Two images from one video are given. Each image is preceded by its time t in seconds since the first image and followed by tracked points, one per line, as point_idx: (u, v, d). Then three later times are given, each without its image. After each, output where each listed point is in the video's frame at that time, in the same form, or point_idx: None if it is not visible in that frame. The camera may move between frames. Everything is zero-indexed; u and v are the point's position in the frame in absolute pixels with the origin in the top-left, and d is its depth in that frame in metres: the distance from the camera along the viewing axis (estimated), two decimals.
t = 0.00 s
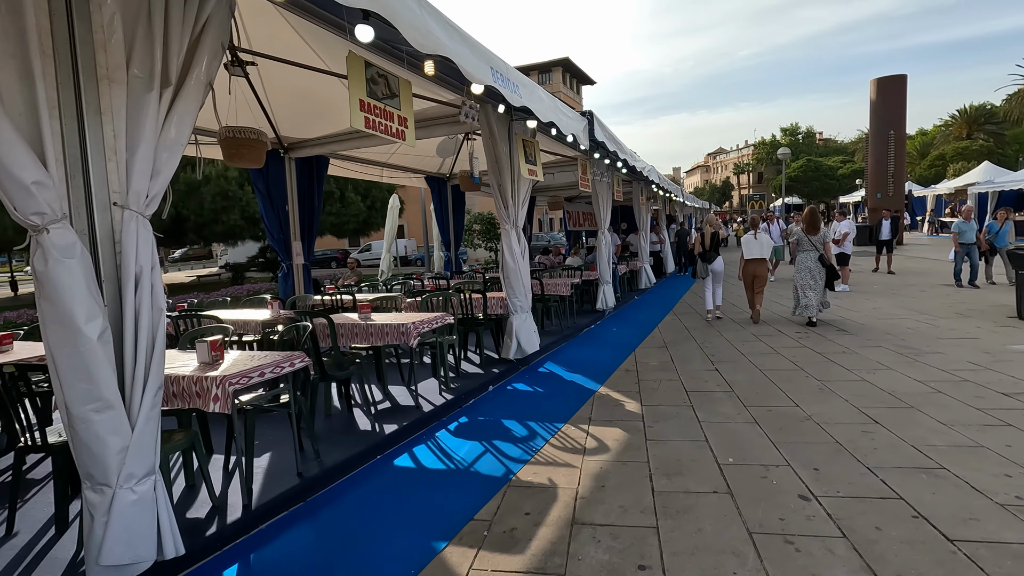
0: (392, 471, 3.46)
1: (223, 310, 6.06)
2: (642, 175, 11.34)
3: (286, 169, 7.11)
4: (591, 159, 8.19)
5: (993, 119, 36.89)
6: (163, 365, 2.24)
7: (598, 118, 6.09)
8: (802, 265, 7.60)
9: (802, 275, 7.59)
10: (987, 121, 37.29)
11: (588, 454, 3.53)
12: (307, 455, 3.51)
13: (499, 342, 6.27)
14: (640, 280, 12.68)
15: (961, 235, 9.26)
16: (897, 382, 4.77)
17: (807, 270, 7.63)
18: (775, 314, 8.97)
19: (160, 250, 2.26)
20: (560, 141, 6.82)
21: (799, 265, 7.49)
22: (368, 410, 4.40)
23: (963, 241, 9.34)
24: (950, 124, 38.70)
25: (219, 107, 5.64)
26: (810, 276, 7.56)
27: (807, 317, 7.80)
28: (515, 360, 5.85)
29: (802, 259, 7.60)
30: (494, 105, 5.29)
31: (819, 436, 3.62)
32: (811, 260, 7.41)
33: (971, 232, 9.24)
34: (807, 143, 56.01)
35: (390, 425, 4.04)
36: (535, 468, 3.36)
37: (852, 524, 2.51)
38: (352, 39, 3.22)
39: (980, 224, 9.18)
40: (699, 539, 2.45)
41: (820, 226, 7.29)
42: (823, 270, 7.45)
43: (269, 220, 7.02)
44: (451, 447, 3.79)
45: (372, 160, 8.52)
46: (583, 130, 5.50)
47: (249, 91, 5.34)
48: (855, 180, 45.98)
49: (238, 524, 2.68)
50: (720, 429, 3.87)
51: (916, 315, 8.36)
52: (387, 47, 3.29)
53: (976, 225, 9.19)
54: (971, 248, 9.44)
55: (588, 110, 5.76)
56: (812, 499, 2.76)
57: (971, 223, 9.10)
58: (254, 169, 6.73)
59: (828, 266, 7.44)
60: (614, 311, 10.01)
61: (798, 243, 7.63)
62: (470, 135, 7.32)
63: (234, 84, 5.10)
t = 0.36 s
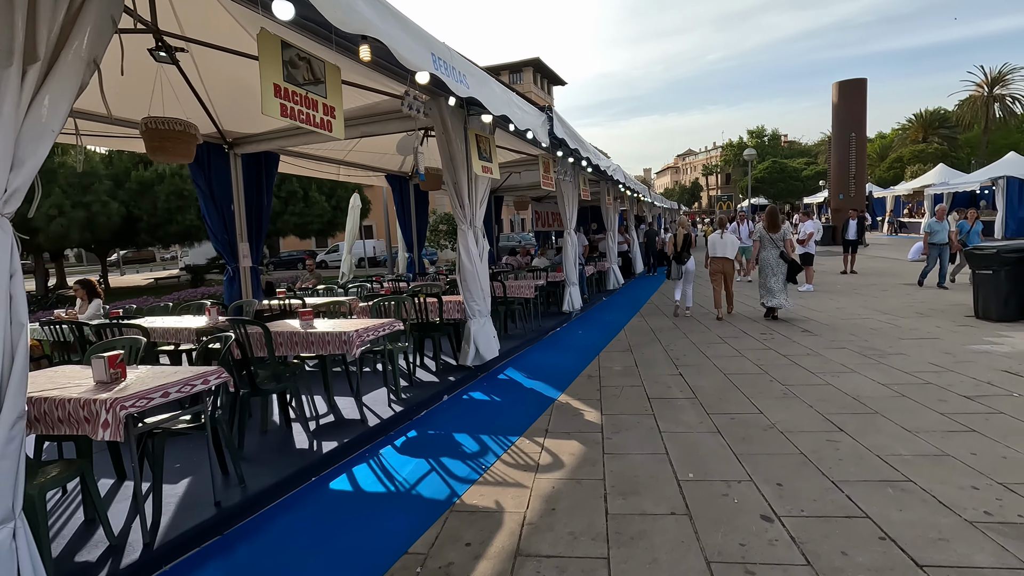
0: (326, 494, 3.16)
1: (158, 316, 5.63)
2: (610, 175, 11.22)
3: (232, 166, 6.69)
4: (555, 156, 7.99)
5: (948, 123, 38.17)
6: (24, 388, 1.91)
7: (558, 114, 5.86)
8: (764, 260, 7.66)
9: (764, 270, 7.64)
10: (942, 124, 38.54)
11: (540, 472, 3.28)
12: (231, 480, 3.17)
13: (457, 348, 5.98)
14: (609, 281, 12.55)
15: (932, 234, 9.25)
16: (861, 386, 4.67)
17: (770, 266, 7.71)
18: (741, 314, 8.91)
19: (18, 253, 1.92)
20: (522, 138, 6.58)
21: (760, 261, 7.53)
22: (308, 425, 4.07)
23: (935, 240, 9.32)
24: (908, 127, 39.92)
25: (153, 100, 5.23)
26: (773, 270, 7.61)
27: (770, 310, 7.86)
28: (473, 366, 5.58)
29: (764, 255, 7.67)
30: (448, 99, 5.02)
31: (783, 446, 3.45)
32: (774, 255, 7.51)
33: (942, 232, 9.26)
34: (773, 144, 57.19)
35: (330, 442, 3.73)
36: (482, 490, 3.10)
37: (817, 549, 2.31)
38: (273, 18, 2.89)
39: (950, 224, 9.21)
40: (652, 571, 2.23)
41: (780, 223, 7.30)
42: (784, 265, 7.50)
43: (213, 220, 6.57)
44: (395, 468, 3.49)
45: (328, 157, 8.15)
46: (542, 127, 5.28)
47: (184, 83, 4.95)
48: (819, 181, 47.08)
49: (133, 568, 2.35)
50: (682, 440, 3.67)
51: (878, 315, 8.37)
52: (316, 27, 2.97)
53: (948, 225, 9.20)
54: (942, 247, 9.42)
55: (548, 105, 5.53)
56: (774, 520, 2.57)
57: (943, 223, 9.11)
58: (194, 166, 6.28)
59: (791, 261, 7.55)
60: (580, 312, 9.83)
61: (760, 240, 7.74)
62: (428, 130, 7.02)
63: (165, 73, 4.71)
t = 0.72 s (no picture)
0: (252, 517, 2.88)
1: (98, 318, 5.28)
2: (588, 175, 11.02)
3: (184, 159, 6.34)
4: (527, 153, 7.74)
5: (927, 127, 38.66)
6: None
7: (527, 109, 5.62)
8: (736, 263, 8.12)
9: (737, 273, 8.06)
10: (922, 128, 39.01)
11: (488, 492, 3.04)
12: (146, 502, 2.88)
13: (419, 352, 5.72)
14: (587, 281, 12.37)
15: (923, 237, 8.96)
16: (834, 394, 4.49)
17: (743, 268, 8.15)
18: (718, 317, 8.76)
19: None
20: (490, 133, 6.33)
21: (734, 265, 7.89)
22: (246, 437, 3.78)
23: (925, 244, 9.04)
24: (889, 130, 40.36)
25: (92, 87, 4.90)
26: (746, 273, 8.10)
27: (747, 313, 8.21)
28: (434, 371, 5.32)
29: (737, 258, 8.05)
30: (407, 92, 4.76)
31: (748, 462, 3.25)
32: (747, 259, 7.95)
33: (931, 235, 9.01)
34: (757, 146, 57.60)
35: (266, 457, 3.44)
36: (422, 513, 2.85)
37: None
38: None
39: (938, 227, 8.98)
40: None
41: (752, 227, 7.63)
42: (756, 269, 7.95)
43: (162, 215, 6.21)
44: (333, 486, 3.22)
45: (293, 152, 7.83)
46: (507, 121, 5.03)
47: (122, 69, 4.62)
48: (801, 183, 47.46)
49: None
50: (643, 455, 3.46)
51: (855, 318, 8.26)
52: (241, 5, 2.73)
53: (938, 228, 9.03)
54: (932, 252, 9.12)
55: (513, 99, 5.29)
56: (732, 550, 2.35)
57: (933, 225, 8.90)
58: (141, 157, 5.93)
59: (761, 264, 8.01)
60: (556, 313, 9.61)
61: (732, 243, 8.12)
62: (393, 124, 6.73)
63: (99, 58, 4.38)
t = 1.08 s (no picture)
0: (191, 552, 2.59)
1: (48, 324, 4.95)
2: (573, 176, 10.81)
3: (147, 155, 6.01)
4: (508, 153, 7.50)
5: (912, 131, 39.03)
6: None
7: (507, 106, 5.38)
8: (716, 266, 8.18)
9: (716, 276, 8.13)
10: (906, 133, 39.38)
11: (455, 522, 2.78)
12: (71, 536, 2.59)
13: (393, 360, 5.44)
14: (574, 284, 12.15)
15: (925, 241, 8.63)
16: (825, 408, 4.29)
17: (723, 269, 8.22)
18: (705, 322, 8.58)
19: None
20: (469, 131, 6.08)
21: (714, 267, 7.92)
22: (197, 457, 3.49)
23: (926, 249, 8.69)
24: (874, 134, 40.68)
25: (40, 77, 4.58)
26: (725, 275, 8.18)
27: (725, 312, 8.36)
28: (409, 381, 5.05)
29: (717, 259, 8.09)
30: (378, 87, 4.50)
31: (737, 486, 3.03)
32: (727, 261, 7.99)
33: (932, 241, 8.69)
34: (744, 149, 57.92)
35: (215, 480, 3.16)
36: (380, 547, 2.58)
37: None
38: None
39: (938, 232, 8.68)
40: None
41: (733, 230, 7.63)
42: (735, 271, 8.03)
43: (123, 213, 5.87)
44: (286, 513, 2.95)
45: (266, 149, 7.52)
46: (484, 118, 4.78)
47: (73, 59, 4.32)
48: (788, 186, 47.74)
49: None
50: (625, 476, 3.23)
51: (843, 324, 8.11)
52: None
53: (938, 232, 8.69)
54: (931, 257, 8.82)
55: (492, 96, 5.04)
56: None
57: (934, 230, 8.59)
58: (99, 153, 5.59)
59: (741, 265, 8.07)
60: (540, 317, 9.38)
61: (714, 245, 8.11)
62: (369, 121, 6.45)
63: (45, 46, 4.07)
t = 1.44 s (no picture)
0: None
1: None
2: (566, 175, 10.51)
3: (113, 148, 5.64)
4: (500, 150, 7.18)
5: (901, 136, 39.22)
6: None
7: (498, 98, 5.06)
8: (710, 268, 7.94)
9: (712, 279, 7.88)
10: (896, 137, 39.60)
11: (435, 558, 2.44)
12: None
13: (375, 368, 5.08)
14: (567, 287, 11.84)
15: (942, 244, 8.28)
16: (838, 420, 4.00)
17: (718, 270, 8.00)
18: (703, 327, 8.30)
19: None
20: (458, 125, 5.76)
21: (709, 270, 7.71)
22: (149, 480, 3.12)
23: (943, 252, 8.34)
24: (864, 139, 40.84)
25: None
26: (720, 277, 7.96)
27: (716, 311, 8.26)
28: (391, 391, 4.70)
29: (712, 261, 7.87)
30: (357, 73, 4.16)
31: (751, 512, 2.72)
32: (722, 264, 7.78)
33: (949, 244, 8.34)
34: (735, 153, 58.07)
35: (165, 508, 2.80)
36: None
37: None
38: None
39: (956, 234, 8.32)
40: None
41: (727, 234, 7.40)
42: (730, 273, 7.86)
43: (85, 210, 5.46)
44: (244, 547, 2.59)
45: (245, 145, 7.15)
46: (472, 108, 4.47)
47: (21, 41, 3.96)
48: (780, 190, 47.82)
49: None
50: (626, 500, 2.91)
51: (845, 329, 7.85)
52: None
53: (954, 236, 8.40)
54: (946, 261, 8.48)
55: (483, 86, 4.73)
56: None
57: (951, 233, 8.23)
58: (60, 144, 5.22)
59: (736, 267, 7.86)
60: (532, 321, 9.05)
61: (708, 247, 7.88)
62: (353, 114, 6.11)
63: None
